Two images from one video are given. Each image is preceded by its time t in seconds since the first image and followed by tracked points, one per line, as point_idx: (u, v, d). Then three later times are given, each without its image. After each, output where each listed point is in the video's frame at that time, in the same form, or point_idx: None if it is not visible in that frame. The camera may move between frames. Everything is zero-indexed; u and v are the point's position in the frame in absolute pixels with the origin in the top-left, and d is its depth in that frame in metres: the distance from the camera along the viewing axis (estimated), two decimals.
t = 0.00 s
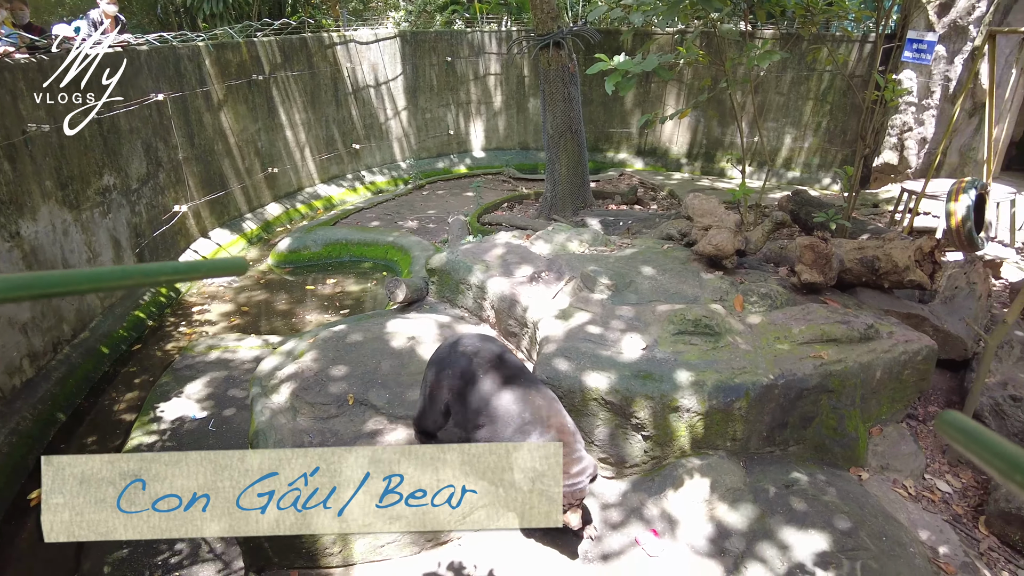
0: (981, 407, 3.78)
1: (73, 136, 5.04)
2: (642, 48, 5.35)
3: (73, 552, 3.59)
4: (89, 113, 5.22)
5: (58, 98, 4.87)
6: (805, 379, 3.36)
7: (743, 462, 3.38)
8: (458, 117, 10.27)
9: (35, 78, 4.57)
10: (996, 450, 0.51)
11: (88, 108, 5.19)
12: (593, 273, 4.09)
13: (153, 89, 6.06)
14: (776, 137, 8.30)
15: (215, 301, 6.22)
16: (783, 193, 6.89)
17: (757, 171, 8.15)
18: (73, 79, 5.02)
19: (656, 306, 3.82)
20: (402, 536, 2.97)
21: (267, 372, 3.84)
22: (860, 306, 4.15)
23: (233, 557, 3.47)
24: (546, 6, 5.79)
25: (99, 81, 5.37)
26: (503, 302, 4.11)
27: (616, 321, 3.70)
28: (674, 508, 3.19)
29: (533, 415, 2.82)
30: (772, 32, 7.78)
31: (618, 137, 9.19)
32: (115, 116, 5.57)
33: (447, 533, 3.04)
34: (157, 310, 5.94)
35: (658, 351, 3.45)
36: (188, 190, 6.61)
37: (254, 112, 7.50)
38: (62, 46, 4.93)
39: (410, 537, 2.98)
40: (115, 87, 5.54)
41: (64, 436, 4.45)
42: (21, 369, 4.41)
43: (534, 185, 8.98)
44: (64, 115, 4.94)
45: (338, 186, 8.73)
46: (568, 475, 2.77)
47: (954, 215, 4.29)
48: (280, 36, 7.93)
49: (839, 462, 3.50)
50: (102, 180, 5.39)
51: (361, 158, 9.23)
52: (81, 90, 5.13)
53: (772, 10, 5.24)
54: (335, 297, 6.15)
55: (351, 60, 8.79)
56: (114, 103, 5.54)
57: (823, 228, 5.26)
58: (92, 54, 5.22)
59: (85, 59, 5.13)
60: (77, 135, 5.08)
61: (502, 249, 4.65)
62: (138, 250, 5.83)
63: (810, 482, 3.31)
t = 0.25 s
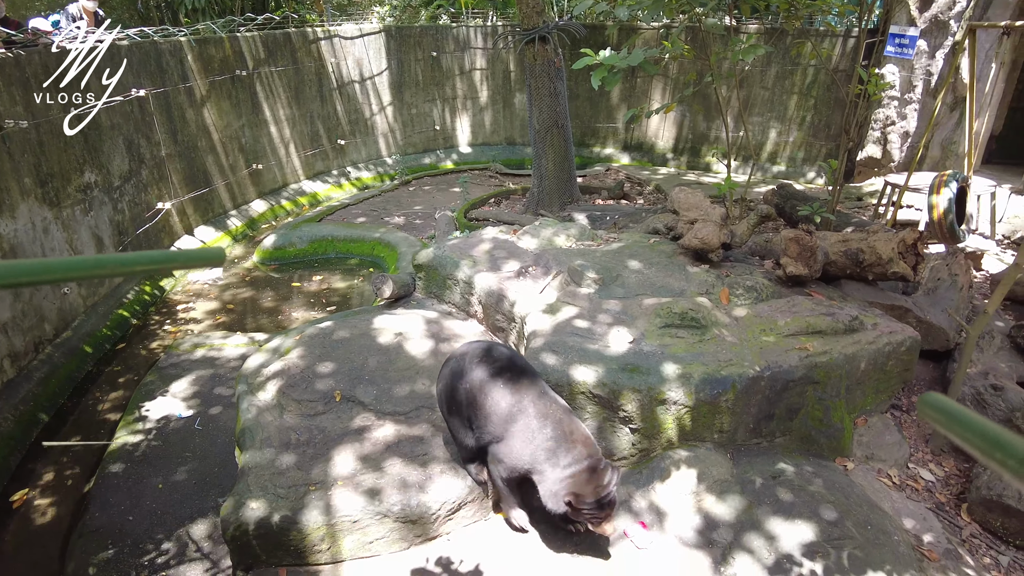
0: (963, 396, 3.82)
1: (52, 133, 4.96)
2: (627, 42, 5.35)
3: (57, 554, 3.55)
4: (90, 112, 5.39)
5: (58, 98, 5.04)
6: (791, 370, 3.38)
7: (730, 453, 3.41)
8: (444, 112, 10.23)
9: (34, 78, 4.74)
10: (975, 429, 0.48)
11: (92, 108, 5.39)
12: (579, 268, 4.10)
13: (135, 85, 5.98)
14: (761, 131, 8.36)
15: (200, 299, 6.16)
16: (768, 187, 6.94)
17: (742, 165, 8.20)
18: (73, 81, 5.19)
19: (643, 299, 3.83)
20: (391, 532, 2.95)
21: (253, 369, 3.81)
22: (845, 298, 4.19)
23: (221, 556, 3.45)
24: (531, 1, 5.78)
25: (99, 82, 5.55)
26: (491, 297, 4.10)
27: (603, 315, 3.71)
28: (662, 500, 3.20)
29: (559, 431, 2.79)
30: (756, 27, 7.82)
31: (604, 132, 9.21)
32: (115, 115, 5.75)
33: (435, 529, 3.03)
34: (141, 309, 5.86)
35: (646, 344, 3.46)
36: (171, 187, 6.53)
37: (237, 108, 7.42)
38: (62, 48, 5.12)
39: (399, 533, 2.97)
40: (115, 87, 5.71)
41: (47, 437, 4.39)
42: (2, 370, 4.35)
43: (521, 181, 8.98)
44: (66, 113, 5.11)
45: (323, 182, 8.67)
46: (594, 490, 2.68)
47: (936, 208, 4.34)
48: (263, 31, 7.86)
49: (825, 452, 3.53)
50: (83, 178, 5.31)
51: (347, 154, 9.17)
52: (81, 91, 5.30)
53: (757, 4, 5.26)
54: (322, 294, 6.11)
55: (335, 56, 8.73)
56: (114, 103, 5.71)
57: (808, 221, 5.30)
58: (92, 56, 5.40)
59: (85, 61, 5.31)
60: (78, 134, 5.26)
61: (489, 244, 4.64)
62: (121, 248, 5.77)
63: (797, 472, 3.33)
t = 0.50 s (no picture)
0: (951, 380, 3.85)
1: (36, 128, 4.89)
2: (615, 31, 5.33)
3: (51, 552, 3.54)
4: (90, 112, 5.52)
5: (58, 98, 5.16)
6: (781, 357, 3.41)
7: (721, 440, 3.43)
8: (433, 104, 10.19)
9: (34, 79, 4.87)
10: (952, 397, 0.46)
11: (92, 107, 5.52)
12: (570, 258, 4.10)
13: (120, 79, 5.92)
14: (750, 120, 8.38)
15: (190, 295, 6.12)
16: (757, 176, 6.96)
17: (732, 155, 8.23)
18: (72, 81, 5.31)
19: (634, 289, 3.84)
20: (386, 524, 2.96)
21: (245, 364, 3.80)
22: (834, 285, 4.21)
23: (216, 551, 3.46)
24: None
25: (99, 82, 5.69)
26: (482, 289, 4.10)
27: (594, 305, 3.72)
28: (655, 486, 3.22)
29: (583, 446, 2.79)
30: (744, 15, 7.83)
31: (593, 123, 9.21)
32: (116, 113, 5.90)
33: (430, 520, 3.04)
34: (131, 306, 5.81)
35: (637, 333, 3.48)
36: (159, 183, 6.47)
37: (224, 102, 7.36)
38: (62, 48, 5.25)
39: (394, 524, 2.98)
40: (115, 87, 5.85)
41: (38, 436, 4.36)
42: None
43: (512, 172, 8.97)
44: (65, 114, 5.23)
45: (312, 176, 8.62)
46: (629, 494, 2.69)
47: (924, 194, 4.37)
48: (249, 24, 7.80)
49: (816, 438, 3.57)
50: (69, 174, 5.26)
51: (336, 148, 9.12)
52: (81, 91, 5.43)
53: None
54: (312, 289, 6.09)
55: (323, 48, 8.67)
56: (114, 101, 5.85)
57: (797, 209, 5.33)
58: (92, 56, 5.54)
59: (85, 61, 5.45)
60: (71, 132, 5.30)
61: (480, 236, 4.64)
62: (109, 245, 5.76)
63: (788, 458, 3.36)
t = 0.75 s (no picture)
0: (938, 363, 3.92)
1: (23, 125, 4.86)
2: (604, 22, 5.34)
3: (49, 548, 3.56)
4: (89, 112, 5.63)
5: (58, 98, 5.26)
6: (771, 343, 3.45)
7: (714, 425, 3.47)
8: (423, 97, 10.17)
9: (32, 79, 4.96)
10: (930, 364, 0.46)
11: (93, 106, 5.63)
12: (563, 249, 4.13)
13: (108, 76, 5.89)
14: (740, 109, 8.42)
15: (182, 291, 6.11)
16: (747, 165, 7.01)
17: (722, 144, 8.28)
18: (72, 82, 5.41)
19: (626, 278, 3.88)
20: (383, 514, 2.99)
21: (240, 358, 3.82)
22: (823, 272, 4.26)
23: (215, 544, 3.48)
24: None
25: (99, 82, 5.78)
26: (475, 280, 4.12)
27: (587, 295, 3.75)
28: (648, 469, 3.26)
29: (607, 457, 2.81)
30: (733, 5, 7.84)
31: (584, 114, 9.23)
32: (116, 112, 5.99)
33: (427, 509, 3.08)
34: (123, 302, 5.79)
35: (629, 322, 3.51)
36: (149, 179, 6.44)
37: (214, 97, 7.32)
38: (62, 49, 5.34)
39: (391, 514, 3.01)
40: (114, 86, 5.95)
41: (33, 434, 4.36)
42: None
43: (503, 165, 8.98)
44: (64, 114, 5.32)
45: (303, 171, 8.60)
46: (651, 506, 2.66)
47: (911, 181, 4.42)
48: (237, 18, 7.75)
49: (807, 422, 3.61)
50: (58, 171, 5.22)
51: (326, 142, 9.09)
52: (81, 91, 5.54)
53: None
54: (305, 283, 6.09)
55: (312, 42, 8.62)
56: (114, 100, 5.95)
57: (787, 197, 5.37)
58: (92, 56, 5.65)
59: (84, 61, 5.55)
60: (60, 129, 5.26)
61: (472, 228, 4.65)
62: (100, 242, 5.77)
63: (779, 443, 3.41)
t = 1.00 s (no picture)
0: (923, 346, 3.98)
1: (16, 122, 4.85)
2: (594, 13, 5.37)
3: (52, 539, 3.61)
4: (90, 112, 5.74)
5: (59, 98, 5.36)
6: (760, 327, 3.52)
7: (705, 409, 3.55)
8: (415, 90, 10.18)
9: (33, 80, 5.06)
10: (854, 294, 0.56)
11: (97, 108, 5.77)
12: (555, 238, 4.19)
13: (98, 72, 5.87)
14: (731, 100, 8.48)
15: (178, 286, 6.13)
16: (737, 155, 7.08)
17: (713, 135, 8.35)
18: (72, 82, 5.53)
19: (618, 266, 3.95)
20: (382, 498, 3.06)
21: (238, 350, 3.87)
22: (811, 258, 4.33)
23: (216, 533, 3.54)
24: None
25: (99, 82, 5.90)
26: (470, 270, 4.18)
27: (580, 283, 3.82)
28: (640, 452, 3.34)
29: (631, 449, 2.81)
30: None
31: (576, 106, 9.27)
32: (116, 112, 6.08)
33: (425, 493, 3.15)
34: (119, 298, 5.81)
35: (621, 308, 3.58)
36: (142, 175, 6.45)
37: (205, 92, 7.31)
38: (63, 49, 5.46)
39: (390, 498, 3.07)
40: (115, 86, 6.06)
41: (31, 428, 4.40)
42: None
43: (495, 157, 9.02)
44: (66, 113, 5.44)
45: (296, 165, 8.61)
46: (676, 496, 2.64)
47: (898, 168, 4.50)
48: (227, 12, 7.74)
49: (796, 405, 3.69)
50: (50, 167, 5.20)
51: (318, 136, 9.09)
52: (82, 91, 5.65)
53: None
54: (300, 277, 6.13)
55: (302, 36, 8.61)
56: (114, 100, 6.06)
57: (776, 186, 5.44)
58: (92, 56, 5.78)
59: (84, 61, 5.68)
60: (51, 125, 5.24)
61: (466, 220, 4.71)
62: (94, 238, 5.79)
63: (768, 425, 3.49)
